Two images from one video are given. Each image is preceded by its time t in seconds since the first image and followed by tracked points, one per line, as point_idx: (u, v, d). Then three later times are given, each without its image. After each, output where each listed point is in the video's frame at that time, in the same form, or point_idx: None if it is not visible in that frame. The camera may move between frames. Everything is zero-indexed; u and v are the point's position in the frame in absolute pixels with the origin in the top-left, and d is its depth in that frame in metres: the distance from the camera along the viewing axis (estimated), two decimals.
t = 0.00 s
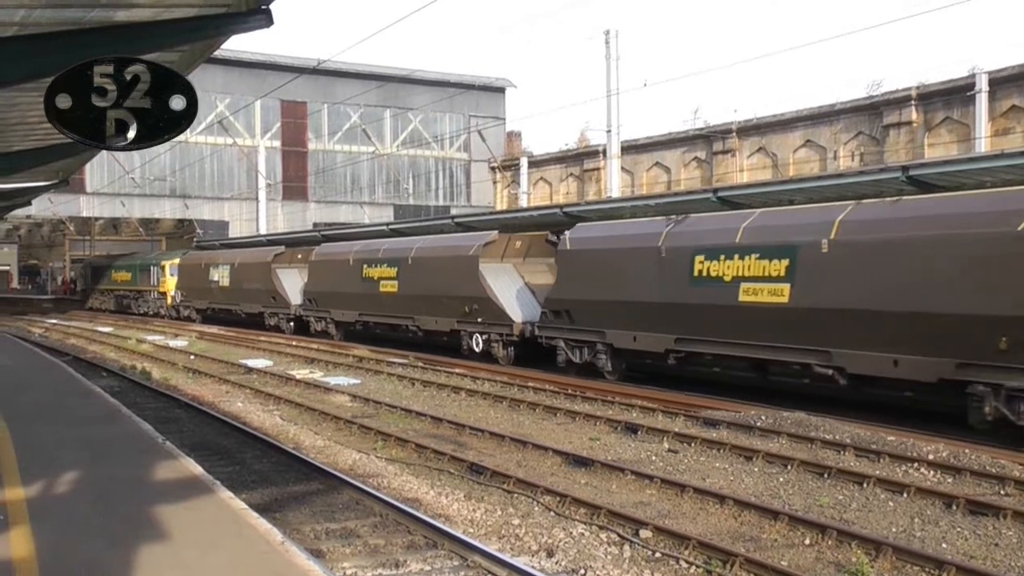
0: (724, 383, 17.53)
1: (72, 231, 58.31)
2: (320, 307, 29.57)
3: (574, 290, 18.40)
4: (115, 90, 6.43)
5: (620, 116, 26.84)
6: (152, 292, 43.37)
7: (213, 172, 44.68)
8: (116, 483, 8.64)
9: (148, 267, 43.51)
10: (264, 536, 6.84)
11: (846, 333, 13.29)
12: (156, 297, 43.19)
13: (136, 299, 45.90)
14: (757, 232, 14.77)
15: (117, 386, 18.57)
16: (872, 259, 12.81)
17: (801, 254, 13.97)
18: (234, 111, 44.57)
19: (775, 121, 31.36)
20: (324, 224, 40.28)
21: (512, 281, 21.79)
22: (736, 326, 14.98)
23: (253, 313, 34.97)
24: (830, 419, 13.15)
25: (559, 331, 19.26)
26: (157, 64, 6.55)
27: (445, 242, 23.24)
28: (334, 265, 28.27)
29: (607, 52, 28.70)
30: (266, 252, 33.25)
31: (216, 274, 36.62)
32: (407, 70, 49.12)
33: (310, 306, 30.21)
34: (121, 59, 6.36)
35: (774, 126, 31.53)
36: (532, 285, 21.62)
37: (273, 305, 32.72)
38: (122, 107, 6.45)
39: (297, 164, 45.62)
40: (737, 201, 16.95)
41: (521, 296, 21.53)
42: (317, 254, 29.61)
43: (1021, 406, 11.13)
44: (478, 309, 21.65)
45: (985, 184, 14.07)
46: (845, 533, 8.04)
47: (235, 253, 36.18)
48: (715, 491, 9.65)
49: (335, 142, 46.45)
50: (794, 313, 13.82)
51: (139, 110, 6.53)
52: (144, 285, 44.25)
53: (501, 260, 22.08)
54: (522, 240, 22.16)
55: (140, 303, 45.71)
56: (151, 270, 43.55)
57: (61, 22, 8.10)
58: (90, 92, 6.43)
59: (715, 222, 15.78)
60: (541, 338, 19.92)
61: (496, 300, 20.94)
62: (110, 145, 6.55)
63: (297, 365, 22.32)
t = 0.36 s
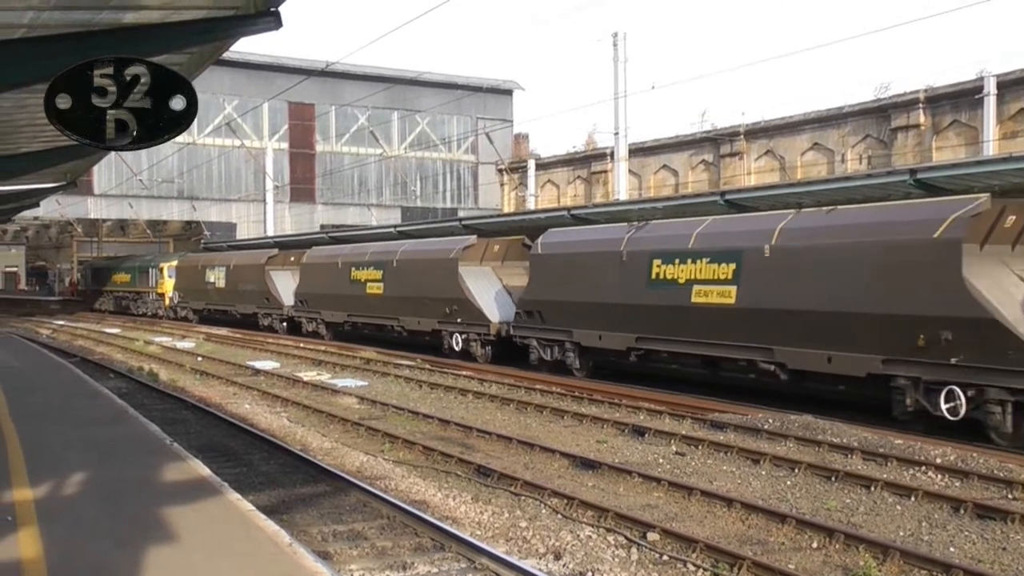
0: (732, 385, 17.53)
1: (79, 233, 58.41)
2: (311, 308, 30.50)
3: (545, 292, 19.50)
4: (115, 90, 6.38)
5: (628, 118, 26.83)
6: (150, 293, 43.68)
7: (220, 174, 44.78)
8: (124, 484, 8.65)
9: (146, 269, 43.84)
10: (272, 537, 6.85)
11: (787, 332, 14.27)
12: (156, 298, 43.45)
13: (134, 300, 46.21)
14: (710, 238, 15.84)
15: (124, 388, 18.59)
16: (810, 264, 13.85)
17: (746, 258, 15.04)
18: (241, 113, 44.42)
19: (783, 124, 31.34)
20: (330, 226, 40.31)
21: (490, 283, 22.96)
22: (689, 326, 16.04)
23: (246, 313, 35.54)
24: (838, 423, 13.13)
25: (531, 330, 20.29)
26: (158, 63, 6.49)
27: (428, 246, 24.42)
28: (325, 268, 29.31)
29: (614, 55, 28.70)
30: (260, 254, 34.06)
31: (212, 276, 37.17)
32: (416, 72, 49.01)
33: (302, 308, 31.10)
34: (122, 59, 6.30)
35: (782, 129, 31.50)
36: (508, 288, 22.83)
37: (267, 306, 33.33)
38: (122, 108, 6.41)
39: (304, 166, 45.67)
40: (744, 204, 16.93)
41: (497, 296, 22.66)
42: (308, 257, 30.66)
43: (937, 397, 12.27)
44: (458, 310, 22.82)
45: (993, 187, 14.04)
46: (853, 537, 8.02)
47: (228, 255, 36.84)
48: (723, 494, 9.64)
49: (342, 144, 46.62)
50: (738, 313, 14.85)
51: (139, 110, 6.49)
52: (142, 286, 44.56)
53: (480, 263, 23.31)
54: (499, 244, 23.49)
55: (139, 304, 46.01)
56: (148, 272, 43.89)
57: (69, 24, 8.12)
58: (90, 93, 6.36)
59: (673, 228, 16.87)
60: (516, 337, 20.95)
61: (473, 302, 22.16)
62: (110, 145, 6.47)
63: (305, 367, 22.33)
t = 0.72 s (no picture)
0: (740, 386, 17.52)
1: (87, 236, 58.54)
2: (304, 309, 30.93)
3: (518, 293, 20.36)
4: (116, 90, 6.24)
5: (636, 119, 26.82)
6: (150, 295, 44.01)
7: (228, 177, 44.90)
8: (133, 486, 8.66)
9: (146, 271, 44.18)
10: (283, 540, 6.83)
11: (735, 330, 15.21)
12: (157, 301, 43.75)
13: (135, 302, 46.56)
14: (670, 242, 16.74)
15: (133, 390, 18.60)
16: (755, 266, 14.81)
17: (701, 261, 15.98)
18: (250, 116, 44.60)
19: (791, 124, 31.29)
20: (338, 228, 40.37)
21: (473, 284, 23.42)
22: (651, 324, 17.00)
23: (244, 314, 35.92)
24: (848, 424, 13.10)
25: (507, 330, 21.10)
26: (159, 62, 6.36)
27: (414, 249, 24.83)
28: (317, 269, 29.74)
29: (623, 56, 28.69)
30: (256, 257, 34.41)
31: (211, 278, 37.61)
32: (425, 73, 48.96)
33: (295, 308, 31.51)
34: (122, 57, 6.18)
35: (790, 129, 31.46)
36: (490, 288, 23.30)
37: (263, 307, 33.71)
38: (123, 107, 6.27)
39: (312, 168, 45.71)
40: (753, 205, 16.87)
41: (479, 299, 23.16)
42: (301, 258, 31.08)
43: (869, 388, 13.24)
44: (440, 311, 23.28)
45: (1003, 186, 13.99)
46: (864, 539, 7.99)
47: (225, 258, 37.38)
48: (733, 495, 9.61)
49: (351, 147, 46.58)
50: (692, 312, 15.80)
51: (139, 110, 6.36)
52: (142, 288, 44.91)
53: (463, 265, 23.70)
54: (481, 247, 23.64)
55: (140, 306, 46.34)
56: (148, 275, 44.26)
57: (77, 27, 8.15)
58: (90, 93, 6.23)
59: (638, 233, 17.76)
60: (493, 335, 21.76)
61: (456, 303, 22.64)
62: (109, 146, 6.31)
63: (313, 369, 22.35)
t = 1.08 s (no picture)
0: (750, 387, 17.52)
1: (98, 236, 58.69)
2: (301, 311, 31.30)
3: (500, 294, 21.34)
4: (115, 89, 6.25)
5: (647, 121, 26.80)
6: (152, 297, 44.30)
7: (239, 178, 45.00)
8: (145, 486, 8.70)
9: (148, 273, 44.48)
10: (293, 541, 6.85)
11: (695, 328, 16.19)
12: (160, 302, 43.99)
13: (138, 303, 46.84)
14: (638, 245, 17.68)
15: (145, 391, 18.64)
16: (710, 270, 15.75)
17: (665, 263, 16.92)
18: (261, 117, 44.79)
19: (803, 125, 31.23)
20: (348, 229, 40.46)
21: (459, 286, 24.27)
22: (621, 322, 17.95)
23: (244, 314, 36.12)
24: (858, 425, 13.08)
25: (490, 328, 21.91)
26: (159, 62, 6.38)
27: (404, 251, 25.54)
28: (313, 271, 30.22)
29: (633, 57, 28.68)
30: (256, 259, 34.63)
31: (211, 279, 37.80)
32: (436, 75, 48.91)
33: (291, 310, 31.90)
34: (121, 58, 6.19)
35: (801, 130, 31.40)
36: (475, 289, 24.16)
37: (263, 308, 33.92)
38: (122, 107, 6.27)
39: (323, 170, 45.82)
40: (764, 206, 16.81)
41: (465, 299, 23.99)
42: (298, 259, 31.54)
43: (812, 380, 14.22)
44: (429, 311, 23.97)
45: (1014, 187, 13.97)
46: (875, 540, 7.98)
47: (226, 260, 37.58)
48: (744, 496, 9.59)
49: (361, 147, 46.67)
50: (655, 313, 16.77)
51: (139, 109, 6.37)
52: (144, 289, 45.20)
53: (450, 267, 24.51)
54: (468, 249, 24.51)
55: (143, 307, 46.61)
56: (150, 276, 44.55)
57: (88, 29, 8.20)
58: (90, 92, 6.24)
59: (609, 237, 18.70)
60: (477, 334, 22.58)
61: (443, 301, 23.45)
62: (110, 146, 6.32)
63: (324, 370, 22.38)
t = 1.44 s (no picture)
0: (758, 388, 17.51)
1: (108, 233, 58.87)
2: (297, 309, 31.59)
3: (478, 291, 21.96)
4: (115, 89, 6.25)
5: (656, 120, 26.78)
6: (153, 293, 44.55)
7: (248, 177, 45.10)
8: (153, 483, 8.74)
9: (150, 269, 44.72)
10: (302, 538, 6.87)
11: (658, 325, 16.86)
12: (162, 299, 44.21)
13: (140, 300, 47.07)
14: (608, 246, 18.33)
15: (154, 389, 18.68)
16: (672, 269, 16.45)
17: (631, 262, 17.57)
18: (270, 115, 44.78)
19: (812, 124, 31.19)
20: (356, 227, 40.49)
21: (448, 285, 24.81)
22: (591, 318, 18.62)
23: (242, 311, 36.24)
24: (865, 425, 13.08)
25: (473, 325, 22.40)
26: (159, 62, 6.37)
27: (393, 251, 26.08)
28: (308, 270, 30.62)
29: (643, 56, 28.66)
30: (257, 258, 34.75)
31: (211, 276, 37.93)
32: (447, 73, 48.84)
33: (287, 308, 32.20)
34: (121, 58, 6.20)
35: (811, 130, 31.36)
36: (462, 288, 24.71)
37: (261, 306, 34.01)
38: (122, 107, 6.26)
39: (332, 169, 45.88)
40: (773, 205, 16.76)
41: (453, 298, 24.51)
42: (294, 258, 31.92)
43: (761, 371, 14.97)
44: (417, 309, 24.50)
45: None
46: (884, 540, 7.96)
47: (227, 257, 37.67)
48: (753, 496, 9.58)
49: (370, 146, 46.78)
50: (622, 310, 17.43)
51: (139, 109, 6.37)
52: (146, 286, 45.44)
53: (436, 267, 25.10)
54: (454, 249, 25.10)
55: (145, 303, 46.81)
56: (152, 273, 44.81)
57: (98, 28, 8.21)
58: (90, 92, 6.25)
59: (581, 239, 19.34)
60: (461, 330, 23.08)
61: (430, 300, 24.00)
62: (110, 145, 6.32)
63: (333, 368, 22.40)
